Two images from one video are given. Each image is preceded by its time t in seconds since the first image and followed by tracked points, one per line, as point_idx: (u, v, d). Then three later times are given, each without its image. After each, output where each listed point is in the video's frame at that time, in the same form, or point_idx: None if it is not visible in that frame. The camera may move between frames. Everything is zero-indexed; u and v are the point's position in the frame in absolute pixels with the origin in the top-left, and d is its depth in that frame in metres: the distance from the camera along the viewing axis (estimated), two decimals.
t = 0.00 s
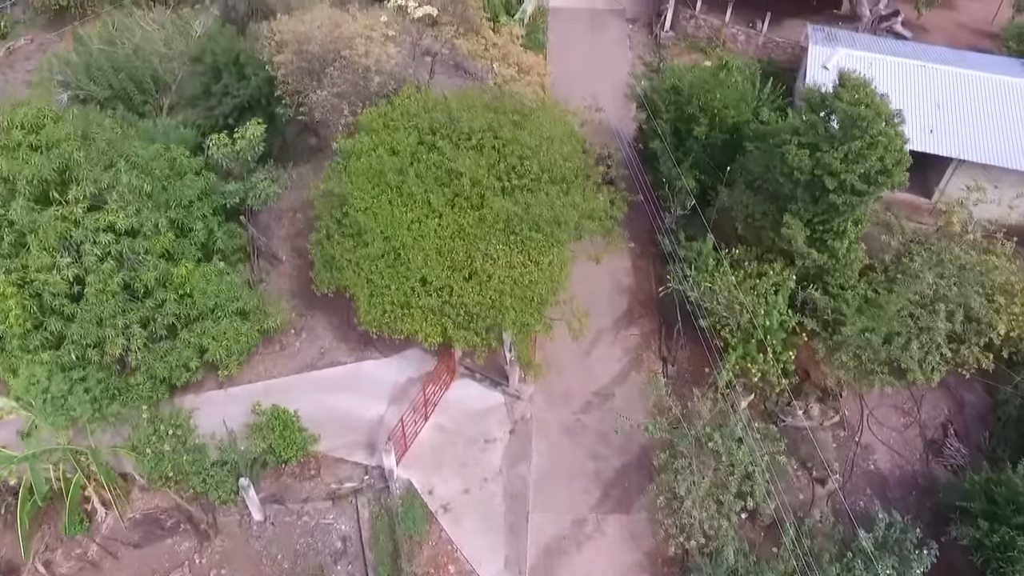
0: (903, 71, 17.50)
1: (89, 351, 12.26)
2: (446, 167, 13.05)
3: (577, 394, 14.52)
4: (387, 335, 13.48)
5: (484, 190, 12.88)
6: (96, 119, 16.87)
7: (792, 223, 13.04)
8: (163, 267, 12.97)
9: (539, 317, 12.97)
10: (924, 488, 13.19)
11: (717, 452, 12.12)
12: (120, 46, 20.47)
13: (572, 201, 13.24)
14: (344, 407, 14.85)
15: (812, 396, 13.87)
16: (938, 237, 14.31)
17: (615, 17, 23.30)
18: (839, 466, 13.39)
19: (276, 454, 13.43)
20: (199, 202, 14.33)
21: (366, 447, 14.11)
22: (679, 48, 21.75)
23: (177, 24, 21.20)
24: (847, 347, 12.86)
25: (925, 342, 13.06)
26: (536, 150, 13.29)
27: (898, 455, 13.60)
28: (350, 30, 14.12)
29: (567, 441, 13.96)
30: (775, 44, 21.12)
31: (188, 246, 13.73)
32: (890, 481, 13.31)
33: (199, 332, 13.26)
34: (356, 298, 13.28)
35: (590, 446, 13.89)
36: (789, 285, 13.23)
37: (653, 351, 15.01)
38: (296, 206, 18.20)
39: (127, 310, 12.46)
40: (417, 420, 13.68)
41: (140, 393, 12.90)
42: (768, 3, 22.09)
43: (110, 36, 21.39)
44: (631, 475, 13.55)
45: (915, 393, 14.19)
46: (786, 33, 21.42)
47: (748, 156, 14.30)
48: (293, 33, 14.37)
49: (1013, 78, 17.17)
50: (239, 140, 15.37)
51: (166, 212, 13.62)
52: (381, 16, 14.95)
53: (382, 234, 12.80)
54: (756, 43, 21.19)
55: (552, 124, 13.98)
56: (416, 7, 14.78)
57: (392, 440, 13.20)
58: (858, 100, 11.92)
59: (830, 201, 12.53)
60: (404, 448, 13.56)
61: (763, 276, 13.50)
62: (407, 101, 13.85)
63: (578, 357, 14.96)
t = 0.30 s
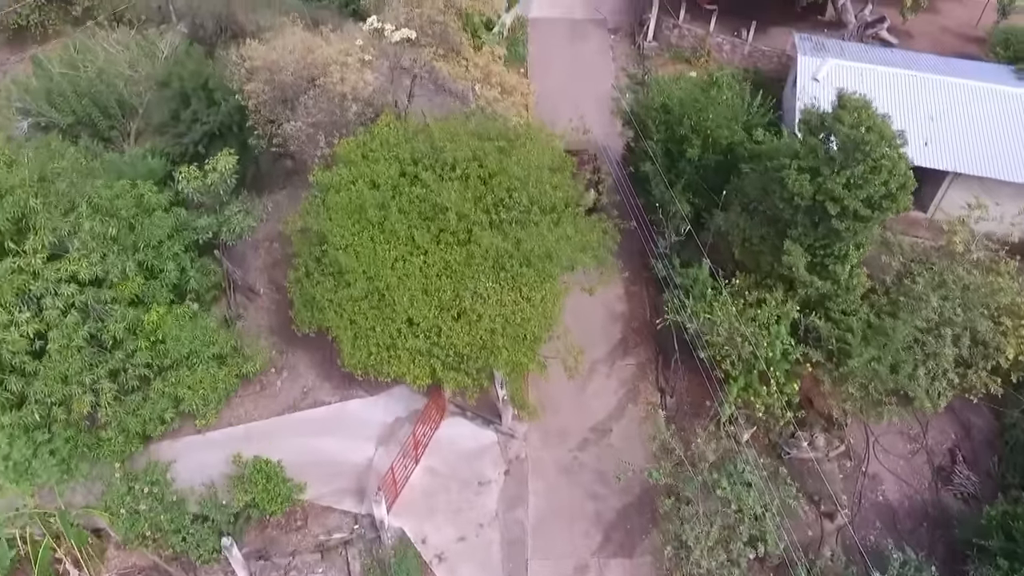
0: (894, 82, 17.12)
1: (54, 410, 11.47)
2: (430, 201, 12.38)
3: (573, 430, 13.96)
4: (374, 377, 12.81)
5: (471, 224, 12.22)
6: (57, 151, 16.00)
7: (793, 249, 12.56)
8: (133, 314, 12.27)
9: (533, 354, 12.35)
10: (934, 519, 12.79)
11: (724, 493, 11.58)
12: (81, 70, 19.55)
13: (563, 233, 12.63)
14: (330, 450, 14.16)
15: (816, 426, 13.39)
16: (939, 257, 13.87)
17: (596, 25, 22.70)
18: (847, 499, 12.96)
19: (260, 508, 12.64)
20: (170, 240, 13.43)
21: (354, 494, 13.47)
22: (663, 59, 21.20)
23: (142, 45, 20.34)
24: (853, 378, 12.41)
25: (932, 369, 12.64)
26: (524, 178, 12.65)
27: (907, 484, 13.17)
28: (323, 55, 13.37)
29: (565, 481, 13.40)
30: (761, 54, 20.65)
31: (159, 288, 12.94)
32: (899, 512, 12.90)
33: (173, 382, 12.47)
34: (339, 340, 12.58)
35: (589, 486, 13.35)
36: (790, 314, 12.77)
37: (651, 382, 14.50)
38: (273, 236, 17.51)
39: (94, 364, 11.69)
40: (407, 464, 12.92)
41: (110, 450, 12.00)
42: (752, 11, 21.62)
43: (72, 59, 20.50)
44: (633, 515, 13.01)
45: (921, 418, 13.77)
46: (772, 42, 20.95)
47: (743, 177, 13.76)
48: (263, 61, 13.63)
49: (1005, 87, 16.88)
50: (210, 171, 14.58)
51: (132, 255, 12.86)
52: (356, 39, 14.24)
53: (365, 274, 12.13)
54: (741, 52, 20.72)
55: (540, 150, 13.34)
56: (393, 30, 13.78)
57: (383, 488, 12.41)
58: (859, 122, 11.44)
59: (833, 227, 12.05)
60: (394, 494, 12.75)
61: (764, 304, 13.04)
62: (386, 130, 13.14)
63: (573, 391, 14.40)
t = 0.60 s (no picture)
0: (905, 101, 16.52)
1: (26, 476, 10.61)
2: (427, 243, 11.65)
3: (580, 476, 13.31)
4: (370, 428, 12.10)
5: (471, 266, 11.50)
6: (30, 184, 15.14)
7: (810, 287, 11.90)
8: (110, 368, 11.56)
9: (539, 403, 11.66)
10: (961, 568, 12.22)
11: (745, 552, 10.98)
12: (56, 94, 18.67)
13: (569, 274, 11.93)
14: (325, 501, 13.55)
15: (835, 469, 12.79)
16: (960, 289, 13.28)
17: (592, 39, 22.00)
18: (869, 548, 12.38)
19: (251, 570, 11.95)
20: (150, 285, 12.63)
21: (352, 549, 13.07)
22: (662, 74, 20.51)
23: (120, 66, 19.48)
24: (876, 425, 11.79)
25: (957, 411, 12.05)
26: (527, 217, 11.94)
27: (931, 530, 12.61)
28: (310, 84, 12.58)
29: (573, 532, 12.72)
30: (763, 69, 20.04)
31: (140, 336, 12.14)
32: (924, 562, 12.33)
33: (157, 437, 11.63)
34: (332, 390, 11.85)
35: (599, 537, 12.68)
36: (808, 356, 12.12)
37: (660, 423, 13.89)
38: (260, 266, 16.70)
39: (71, 425, 10.89)
40: (406, 516, 12.05)
41: (90, 514, 11.16)
42: (753, 24, 21.01)
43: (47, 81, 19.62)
44: (646, 569, 12.36)
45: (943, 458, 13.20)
46: (773, 56, 20.33)
47: (755, 210, 13.16)
48: (247, 92, 12.84)
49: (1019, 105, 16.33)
50: (193, 207, 13.82)
51: (110, 303, 12.03)
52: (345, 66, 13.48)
53: (359, 322, 11.41)
54: (743, 67, 20.09)
55: (542, 184, 12.64)
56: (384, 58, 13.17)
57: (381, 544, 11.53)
58: (882, 156, 10.80)
59: (854, 266, 11.39)
60: (393, 549, 11.87)
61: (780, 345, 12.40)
62: (378, 166, 12.38)
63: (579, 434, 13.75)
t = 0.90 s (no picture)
0: (919, 121, 15.98)
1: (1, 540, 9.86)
2: (428, 285, 11.02)
3: (590, 522, 12.70)
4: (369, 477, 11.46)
5: (476, 310, 10.86)
6: (12, 215, 14.55)
7: (831, 326, 11.27)
8: (93, 418, 10.86)
9: (546, 452, 11.09)
10: None
11: None
12: (39, 114, 18.04)
13: (579, 316, 11.34)
14: (323, 549, 12.93)
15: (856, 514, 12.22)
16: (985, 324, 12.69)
17: (593, 53, 21.38)
18: None
19: None
20: (135, 326, 11.97)
21: None
22: (666, 89, 19.92)
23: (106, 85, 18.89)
24: (903, 474, 11.19)
25: (984, 455, 11.50)
26: (533, 255, 11.31)
27: None
28: (304, 113, 11.94)
29: None
30: (771, 84, 19.49)
31: (126, 381, 11.48)
32: None
33: (144, 490, 10.92)
34: (328, 438, 11.20)
35: None
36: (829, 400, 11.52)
37: (672, 464, 13.32)
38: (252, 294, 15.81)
39: (51, 485, 10.29)
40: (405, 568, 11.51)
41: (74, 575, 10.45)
42: (760, 37, 20.42)
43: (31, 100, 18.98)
44: None
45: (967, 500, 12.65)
46: (780, 71, 19.76)
47: (771, 242, 12.64)
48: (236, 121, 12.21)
49: None
50: (182, 241, 13.18)
51: (92, 348, 11.34)
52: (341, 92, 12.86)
53: (357, 368, 10.76)
54: (749, 82, 19.53)
55: (549, 218, 12.03)
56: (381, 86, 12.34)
57: None
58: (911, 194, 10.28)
59: (878, 305, 10.77)
60: None
61: (799, 387, 11.81)
62: (376, 201, 11.75)
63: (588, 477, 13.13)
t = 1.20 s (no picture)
0: (938, 142, 15.41)
1: None
2: (430, 330, 10.42)
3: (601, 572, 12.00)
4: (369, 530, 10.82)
5: (482, 357, 10.27)
6: None
7: (855, 371, 10.72)
8: (74, 475, 10.32)
9: (557, 505, 10.50)
10: None
11: None
12: (23, 136, 17.34)
13: (591, 361, 10.74)
14: None
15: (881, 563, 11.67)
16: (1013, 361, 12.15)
17: (597, 68, 20.75)
18: None
19: None
20: (121, 371, 11.31)
21: None
22: (671, 105, 19.36)
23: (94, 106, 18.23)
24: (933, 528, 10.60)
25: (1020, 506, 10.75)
26: (541, 297, 10.70)
27: None
28: (297, 146, 11.36)
29: None
30: (780, 101, 18.95)
31: (113, 430, 10.83)
32: None
33: (133, 549, 10.21)
34: (327, 491, 10.62)
35: None
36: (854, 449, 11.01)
37: (686, 508, 12.78)
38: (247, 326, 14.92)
39: (32, 548, 9.87)
40: None
41: None
42: (767, 51, 19.87)
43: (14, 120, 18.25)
44: None
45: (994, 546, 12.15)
46: (789, 87, 19.21)
47: (788, 278, 11.93)
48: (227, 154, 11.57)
49: None
50: (172, 278, 12.54)
51: (76, 398, 10.77)
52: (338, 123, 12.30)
53: (356, 420, 10.17)
54: (758, 99, 19.00)
55: (557, 255, 11.41)
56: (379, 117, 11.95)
57: None
58: (944, 234, 9.72)
59: (905, 350, 10.15)
60: None
61: (821, 434, 11.31)
62: (375, 239, 11.13)
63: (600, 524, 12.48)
